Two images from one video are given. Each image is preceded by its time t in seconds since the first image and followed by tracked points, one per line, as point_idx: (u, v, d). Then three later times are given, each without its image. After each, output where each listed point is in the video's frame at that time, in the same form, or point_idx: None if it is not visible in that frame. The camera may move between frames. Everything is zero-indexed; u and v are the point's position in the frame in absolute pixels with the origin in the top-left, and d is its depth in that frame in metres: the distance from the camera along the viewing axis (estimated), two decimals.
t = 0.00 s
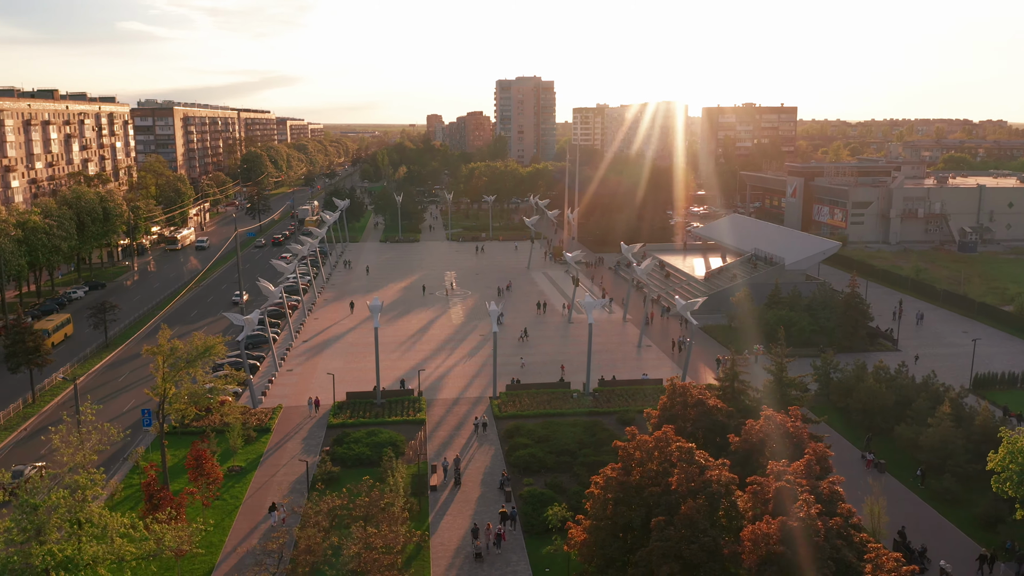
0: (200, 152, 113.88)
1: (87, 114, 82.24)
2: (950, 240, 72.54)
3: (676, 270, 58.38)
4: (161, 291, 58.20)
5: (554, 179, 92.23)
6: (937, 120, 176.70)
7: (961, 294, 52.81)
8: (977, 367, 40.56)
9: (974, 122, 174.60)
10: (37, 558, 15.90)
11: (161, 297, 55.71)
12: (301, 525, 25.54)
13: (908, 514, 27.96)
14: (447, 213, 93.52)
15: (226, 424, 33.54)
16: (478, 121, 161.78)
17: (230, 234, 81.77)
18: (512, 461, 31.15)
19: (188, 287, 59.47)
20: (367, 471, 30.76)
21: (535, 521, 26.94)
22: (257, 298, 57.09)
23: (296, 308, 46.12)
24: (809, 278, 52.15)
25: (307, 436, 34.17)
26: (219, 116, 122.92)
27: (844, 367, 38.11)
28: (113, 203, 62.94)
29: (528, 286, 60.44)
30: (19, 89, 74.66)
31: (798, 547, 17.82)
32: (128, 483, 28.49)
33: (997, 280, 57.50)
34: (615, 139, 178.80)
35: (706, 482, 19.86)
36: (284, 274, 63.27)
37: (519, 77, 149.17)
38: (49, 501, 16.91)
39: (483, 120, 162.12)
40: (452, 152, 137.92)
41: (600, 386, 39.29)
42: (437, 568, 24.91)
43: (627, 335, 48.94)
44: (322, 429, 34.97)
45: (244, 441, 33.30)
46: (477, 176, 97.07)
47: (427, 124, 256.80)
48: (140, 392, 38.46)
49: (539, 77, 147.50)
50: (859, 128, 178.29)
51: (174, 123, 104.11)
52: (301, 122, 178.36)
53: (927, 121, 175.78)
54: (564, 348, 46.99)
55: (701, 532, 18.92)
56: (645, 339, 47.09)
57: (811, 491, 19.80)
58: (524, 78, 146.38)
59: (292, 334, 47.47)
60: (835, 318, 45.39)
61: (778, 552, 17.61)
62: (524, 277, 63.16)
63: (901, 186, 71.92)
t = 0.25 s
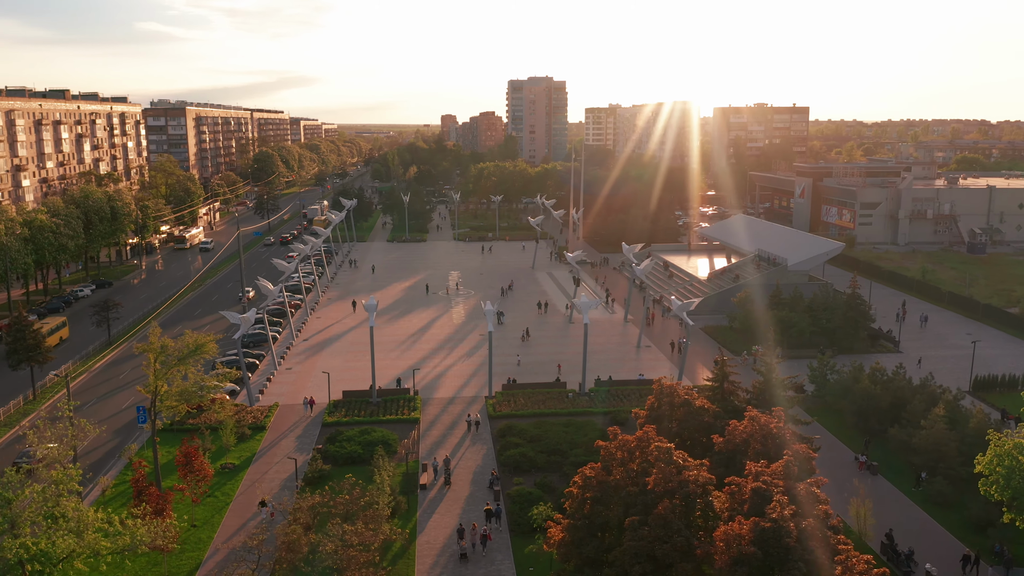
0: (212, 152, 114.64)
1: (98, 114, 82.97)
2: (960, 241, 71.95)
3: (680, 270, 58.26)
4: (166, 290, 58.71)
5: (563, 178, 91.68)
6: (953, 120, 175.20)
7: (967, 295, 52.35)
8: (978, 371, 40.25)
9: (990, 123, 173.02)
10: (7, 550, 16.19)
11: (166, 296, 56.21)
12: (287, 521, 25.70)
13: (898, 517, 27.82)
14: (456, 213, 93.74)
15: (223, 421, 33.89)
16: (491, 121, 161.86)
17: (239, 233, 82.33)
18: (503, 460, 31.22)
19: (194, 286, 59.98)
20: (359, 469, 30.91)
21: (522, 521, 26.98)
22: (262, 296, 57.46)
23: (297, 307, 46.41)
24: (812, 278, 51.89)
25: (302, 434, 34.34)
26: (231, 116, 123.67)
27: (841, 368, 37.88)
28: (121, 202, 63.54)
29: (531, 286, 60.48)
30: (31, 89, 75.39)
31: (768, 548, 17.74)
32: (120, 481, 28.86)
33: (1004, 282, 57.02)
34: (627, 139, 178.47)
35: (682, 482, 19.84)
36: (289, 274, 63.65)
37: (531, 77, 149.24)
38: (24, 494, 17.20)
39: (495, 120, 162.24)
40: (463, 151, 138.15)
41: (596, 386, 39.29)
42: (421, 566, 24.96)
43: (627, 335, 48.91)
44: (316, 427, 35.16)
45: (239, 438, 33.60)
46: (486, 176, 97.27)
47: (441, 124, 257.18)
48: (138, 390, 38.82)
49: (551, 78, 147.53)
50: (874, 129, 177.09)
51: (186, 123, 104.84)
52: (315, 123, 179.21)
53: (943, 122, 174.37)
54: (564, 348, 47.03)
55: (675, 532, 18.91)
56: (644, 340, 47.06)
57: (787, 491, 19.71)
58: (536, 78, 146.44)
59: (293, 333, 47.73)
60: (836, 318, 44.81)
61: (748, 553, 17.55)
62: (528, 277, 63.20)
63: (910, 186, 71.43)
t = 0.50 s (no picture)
0: (226, 152, 115.53)
1: (112, 114, 83.81)
2: (971, 243, 71.32)
3: (684, 271, 58.09)
4: (172, 288, 59.17)
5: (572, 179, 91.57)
6: (971, 121, 173.57)
7: (973, 298, 51.88)
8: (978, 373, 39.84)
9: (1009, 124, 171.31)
10: None
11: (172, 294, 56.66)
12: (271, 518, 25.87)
13: (886, 519, 27.63)
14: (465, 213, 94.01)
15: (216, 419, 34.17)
16: (505, 121, 162.12)
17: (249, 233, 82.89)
18: (492, 460, 31.28)
19: (200, 285, 60.46)
20: (348, 467, 31.06)
21: (507, 520, 27.04)
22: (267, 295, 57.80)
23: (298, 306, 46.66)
24: (816, 279, 51.59)
25: (295, 432, 34.53)
26: (246, 116, 124.53)
27: (838, 371, 37.64)
28: (130, 201, 64.15)
29: (535, 287, 60.45)
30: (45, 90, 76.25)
31: (735, 549, 17.75)
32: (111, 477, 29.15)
33: (1012, 284, 56.48)
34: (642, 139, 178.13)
35: (655, 482, 19.80)
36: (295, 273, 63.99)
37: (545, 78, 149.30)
38: None
39: (509, 121, 162.43)
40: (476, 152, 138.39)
41: (592, 386, 39.28)
42: (403, 565, 25.01)
43: (627, 335, 48.82)
44: (310, 426, 35.36)
45: (232, 436, 33.85)
46: (496, 176, 97.47)
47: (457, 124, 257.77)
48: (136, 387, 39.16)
49: (565, 78, 147.52)
50: (891, 129, 175.83)
51: (200, 123, 105.69)
52: (331, 123, 180.19)
53: (962, 123, 172.80)
54: (564, 348, 47.02)
55: (644, 532, 18.96)
56: (643, 341, 46.95)
57: (759, 492, 19.64)
58: (550, 79, 146.49)
59: (294, 332, 47.98)
60: (837, 321, 44.54)
61: (714, 554, 17.48)
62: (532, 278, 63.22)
63: (920, 187, 70.87)
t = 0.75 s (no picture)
0: (238, 152, 116.26)
1: (123, 114, 84.55)
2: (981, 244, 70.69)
3: (687, 272, 57.92)
4: (177, 287, 59.60)
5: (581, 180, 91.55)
6: (988, 121, 171.97)
7: (978, 300, 51.44)
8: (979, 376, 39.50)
9: None
10: None
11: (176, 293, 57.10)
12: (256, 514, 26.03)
13: (874, 522, 27.49)
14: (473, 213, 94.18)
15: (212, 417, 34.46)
16: (517, 122, 162.33)
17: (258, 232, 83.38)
18: (482, 459, 31.35)
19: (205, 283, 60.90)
20: (339, 465, 31.21)
21: (494, 519, 27.08)
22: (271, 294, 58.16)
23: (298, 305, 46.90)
24: (819, 280, 51.32)
25: (290, 430, 34.74)
26: (258, 117, 125.26)
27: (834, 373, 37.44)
28: (137, 200, 64.68)
29: (538, 287, 60.48)
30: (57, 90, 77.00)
31: (704, 549, 17.73)
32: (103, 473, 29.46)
33: (1020, 286, 56.00)
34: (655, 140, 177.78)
35: (630, 482, 19.79)
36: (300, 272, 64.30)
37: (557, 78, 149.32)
38: None
39: (521, 121, 162.52)
40: (487, 152, 138.57)
41: (588, 387, 39.26)
42: (387, 563, 25.10)
43: (627, 336, 48.76)
44: (305, 424, 35.54)
45: (226, 434, 34.10)
46: (505, 176, 97.62)
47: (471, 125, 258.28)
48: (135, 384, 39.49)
49: (577, 78, 147.45)
50: (906, 130, 174.57)
51: (212, 123, 106.40)
52: (345, 124, 180.99)
53: (979, 124, 171.32)
54: (563, 348, 47.02)
55: (617, 531, 18.95)
56: (642, 341, 46.86)
57: (734, 493, 19.60)
58: (562, 79, 146.48)
59: (294, 331, 48.23)
60: (836, 322, 44.32)
61: (683, 554, 17.43)
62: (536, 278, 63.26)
63: (929, 189, 70.36)
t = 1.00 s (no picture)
0: (251, 152, 116.95)
1: (134, 114, 85.28)
2: (990, 246, 70.07)
3: (691, 273, 57.75)
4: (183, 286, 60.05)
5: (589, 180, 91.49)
6: (1006, 122, 170.36)
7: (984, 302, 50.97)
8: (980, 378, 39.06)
9: None
10: None
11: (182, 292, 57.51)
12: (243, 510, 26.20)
13: (863, 525, 27.26)
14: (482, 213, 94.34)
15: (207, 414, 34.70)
16: (529, 122, 162.48)
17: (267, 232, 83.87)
18: (472, 458, 31.43)
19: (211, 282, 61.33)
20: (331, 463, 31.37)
21: (481, 518, 27.15)
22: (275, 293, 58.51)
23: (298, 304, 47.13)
24: (822, 281, 51.02)
25: (284, 429, 34.94)
26: (271, 117, 125.95)
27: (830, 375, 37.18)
28: (145, 199, 65.19)
29: (542, 287, 60.50)
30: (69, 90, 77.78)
31: (675, 550, 17.73)
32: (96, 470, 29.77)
33: None
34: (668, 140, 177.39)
35: (605, 482, 19.81)
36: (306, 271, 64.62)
37: (569, 78, 149.26)
38: None
39: (534, 122, 162.58)
40: (499, 152, 138.73)
41: (584, 387, 39.24)
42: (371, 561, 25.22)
43: (626, 337, 48.66)
44: (300, 423, 35.74)
45: (221, 432, 34.33)
46: (514, 176, 97.73)
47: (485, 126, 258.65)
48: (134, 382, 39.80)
49: (589, 78, 147.30)
50: (922, 130, 173.24)
51: (225, 123, 107.07)
52: (358, 124, 181.65)
53: (996, 125, 169.75)
54: (562, 348, 47.01)
55: (590, 531, 18.93)
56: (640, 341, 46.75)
57: (710, 494, 19.55)
58: (574, 79, 146.42)
59: (295, 330, 48.47)
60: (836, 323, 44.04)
61: (653, 554, 17.42)
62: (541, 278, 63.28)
63: (938, 189, 69.73)
